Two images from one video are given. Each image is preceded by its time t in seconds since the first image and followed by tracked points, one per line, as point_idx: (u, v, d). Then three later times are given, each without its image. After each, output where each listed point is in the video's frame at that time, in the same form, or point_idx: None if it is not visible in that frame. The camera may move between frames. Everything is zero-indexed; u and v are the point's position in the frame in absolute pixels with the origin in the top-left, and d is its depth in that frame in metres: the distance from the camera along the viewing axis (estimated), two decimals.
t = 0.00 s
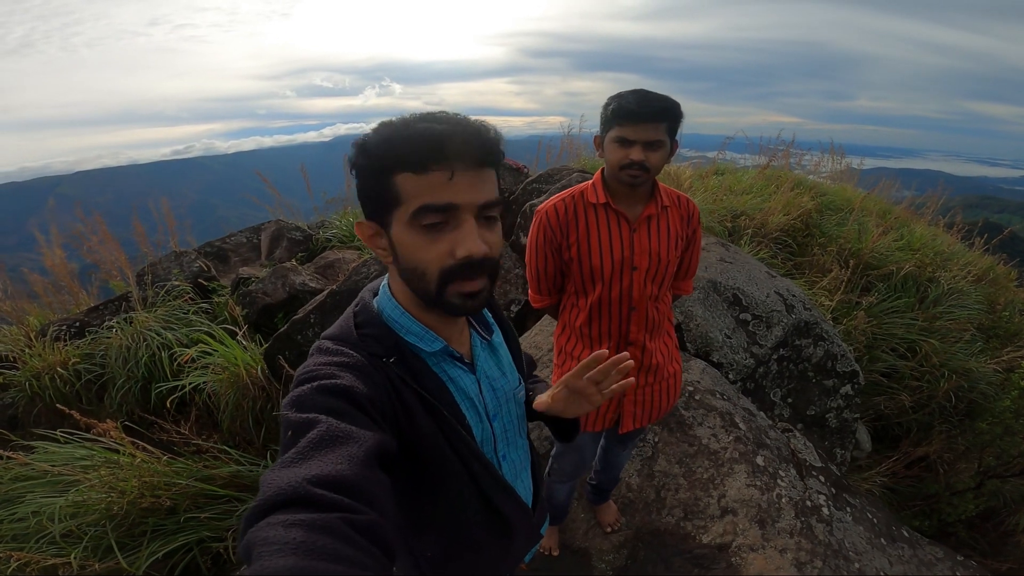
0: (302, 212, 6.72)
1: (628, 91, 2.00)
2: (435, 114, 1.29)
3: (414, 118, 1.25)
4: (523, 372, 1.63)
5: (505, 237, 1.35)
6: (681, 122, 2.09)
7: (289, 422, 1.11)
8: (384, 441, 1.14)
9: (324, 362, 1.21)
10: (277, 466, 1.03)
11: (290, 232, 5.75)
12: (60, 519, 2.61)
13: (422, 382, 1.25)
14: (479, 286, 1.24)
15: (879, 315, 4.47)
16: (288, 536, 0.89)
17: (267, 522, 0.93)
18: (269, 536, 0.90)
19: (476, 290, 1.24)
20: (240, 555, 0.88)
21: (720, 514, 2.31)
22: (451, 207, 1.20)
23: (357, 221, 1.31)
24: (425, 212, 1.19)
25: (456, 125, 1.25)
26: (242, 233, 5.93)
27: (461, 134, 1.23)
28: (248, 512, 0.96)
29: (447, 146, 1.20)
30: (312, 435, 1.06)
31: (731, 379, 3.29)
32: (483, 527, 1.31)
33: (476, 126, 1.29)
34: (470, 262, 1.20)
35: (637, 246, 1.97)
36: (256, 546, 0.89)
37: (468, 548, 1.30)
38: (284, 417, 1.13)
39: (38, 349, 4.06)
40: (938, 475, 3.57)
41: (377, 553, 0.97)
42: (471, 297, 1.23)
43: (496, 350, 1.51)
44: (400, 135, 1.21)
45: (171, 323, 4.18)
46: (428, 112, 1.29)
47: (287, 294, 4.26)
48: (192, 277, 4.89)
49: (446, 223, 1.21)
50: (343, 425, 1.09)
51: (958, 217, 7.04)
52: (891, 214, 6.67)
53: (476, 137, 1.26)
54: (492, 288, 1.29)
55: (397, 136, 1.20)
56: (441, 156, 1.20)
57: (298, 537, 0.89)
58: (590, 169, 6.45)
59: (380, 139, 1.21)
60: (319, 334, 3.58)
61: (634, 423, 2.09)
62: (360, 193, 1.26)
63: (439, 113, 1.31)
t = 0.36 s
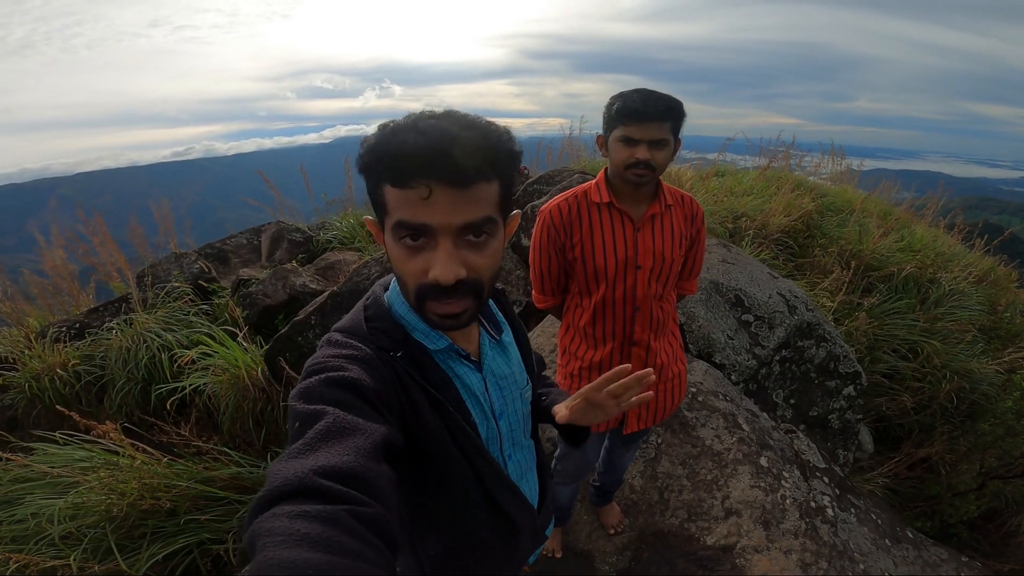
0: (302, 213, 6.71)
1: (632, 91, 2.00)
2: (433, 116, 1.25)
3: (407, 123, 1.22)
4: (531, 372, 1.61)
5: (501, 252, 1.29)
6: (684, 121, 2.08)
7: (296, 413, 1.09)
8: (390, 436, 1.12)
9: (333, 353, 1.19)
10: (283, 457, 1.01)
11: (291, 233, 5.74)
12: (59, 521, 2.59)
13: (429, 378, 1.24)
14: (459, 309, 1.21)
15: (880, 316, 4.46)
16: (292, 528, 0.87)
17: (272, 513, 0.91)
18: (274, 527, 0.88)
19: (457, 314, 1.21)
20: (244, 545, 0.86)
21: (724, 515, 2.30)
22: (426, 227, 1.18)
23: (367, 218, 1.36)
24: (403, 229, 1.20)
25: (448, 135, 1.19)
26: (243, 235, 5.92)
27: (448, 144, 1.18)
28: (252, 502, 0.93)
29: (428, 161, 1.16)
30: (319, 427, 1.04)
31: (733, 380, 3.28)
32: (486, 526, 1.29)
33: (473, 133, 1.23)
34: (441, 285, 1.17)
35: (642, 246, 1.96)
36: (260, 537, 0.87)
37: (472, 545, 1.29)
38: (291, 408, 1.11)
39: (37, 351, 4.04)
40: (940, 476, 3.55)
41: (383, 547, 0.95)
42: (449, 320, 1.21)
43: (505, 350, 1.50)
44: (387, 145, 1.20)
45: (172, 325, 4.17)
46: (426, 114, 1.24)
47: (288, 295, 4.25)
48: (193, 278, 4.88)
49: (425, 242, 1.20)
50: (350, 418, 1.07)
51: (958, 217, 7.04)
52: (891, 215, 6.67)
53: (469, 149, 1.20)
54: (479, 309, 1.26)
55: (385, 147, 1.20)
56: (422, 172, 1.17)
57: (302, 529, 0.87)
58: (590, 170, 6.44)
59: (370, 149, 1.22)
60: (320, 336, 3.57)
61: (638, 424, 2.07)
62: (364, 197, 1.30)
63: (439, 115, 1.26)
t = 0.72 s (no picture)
0: (303, 215, 6.71)
1: (634, 95, 1.99)
2: (454, 135, 1.16)
3: (425, 150, 1.13)
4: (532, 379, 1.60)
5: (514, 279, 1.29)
6: (686, 125, 2.07)
7: (294, 425, 1.08)
8: (390, 447, 1.11)
9: (332, 363, 1.18)
10: (280, 471, 1.00)
11: (292, 236, 5.73)
12: (58, 524, 2.58)
13: (429, 387, 1.23)
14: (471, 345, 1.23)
15: (883, 318, 4.44)
16: (290, 543, 0.87)
17: (269, 528, 0.90)
18: (271, 543, 0.87)
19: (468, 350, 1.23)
20: (241, 562, 0.85)
21: (726, 521, 2.28)
22: (443, 265, 1.17)
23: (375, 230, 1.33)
24: (419, 265, 1.18)
25: (471, 169, 1.13)
26: (244, 237, 5.92)
27: (469, 179, 1.12)
28: (248, 516, 0.92)
29: (450, 201, 1.12)
30: (316, 440, 1.03)
31: (735, 384, 3.26)
32: (486, 536, 1.28)
33: (495, 165, 1.16)
34: (457, 325, 1.18)
35: (644, 250, 1.95)
36: (257, 553, 0.86)
37: (472, 556, 1.28)
38: (289, 420, 1.10)
39: (38, 353, 4.04)
40: (943, 478, 3.54)
41: (382, 562, 0.94)
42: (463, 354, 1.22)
43: (506, 358, 1.48)
44: (406, 174, 1.13)
45: (173, 327, 4.17)
46: (445, 135, 1.15)
47: (289, 298, 4.24)
48: (194, 281, 4.87)
49: (442, 279, 1.18)
50: (349, 430, 1.06)
51: (960, 219, 7.01)
52: (893, 217, 6.65)
53: (492, 186, 1.15)
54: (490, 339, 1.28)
55: (404, 175, 1.13)
56: (442, 211, 1.13)
57: (300, 544, 0.86)
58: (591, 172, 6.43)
59: (387, 174, 1.15)
60: (321, 339, 3.56)
61: (640, 430, 2.06)
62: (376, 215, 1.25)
63: (459, 134, 1.17)
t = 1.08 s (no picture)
0: (307, 215, 6.73)
1: (630, 89, 1.99)
2: (435, 108, 1.27)
3: (410, 113, 1.24)
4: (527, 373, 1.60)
5: (500, 239, 1.29)
6: (682, 120, 2.07)
7: (284, 414, 1.08)
8: (378, 436, 1.11)
9: (323, 351, 1.18)
10: (269, 459, 1.00)
11: (295, 236, 5.75)
12: (59, 520, 2.60)
13: (420, 377, 1.22)
14: (457, 288, 1.19)
15: (887, 319, 4.41)
16: (276, 532, 0.86)
17: (256, 517, 0.90)
18: (258, 531, 0.87)
19: (455, 293, 1.19)
20: (227, 550, 0.85)
21: (725, 520, 2.27)
22: (427, 205, 1.18)
23: (363, 211, 1.36)
24: (402, 210, 1.19)
25: (451, 123, 1.21)
26: (248, 237, 5.94)
27: (450, 129, 1.20)
28: (235, 504, 0.92)
29: (430, 143, 1.18)
30: (305, 429, 1.03)
31: (737, 384, 3.25)
32: (476, 526, 1.28)
33: (474, 123, 1.24)
34: (440, 264, 1.16)
35: (640, 244, 1.95)
36: (243, 541, 0.86)
37: (461, 546, 1.29)
38: (279, 409, 1.10)
39: (42, 351, 4.06)
40: (948, 480, 3.56)
41: (369, 552, 0.94)
42: (447, 301, 1.19)
43: (501, 348, 1.49)
44: (389, 131, 1.21)
45: (176, 326, 4.18)
46: (429, 107, 1.27)
47: (291, 297, 4.25)
48: (197, 279, 4.89)
49: (424, 223, 1.19)
50: (337, 419, 1.06)
51: (966, 221, 6.98)
52: (898, 218, 6.61)
53: (471, 137, 1.22)
54: (477, 291, 1.24)
55: (387, 132, 1.21)
56: (423, 153, 1.18)
57: (286, 533, 0.86)
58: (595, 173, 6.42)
59: (372, 135, 1.23)
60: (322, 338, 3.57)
61: (637, 425, 2.06)
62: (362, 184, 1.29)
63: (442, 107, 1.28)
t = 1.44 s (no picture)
0: (311, 216, 6.75)
1: (632, 88, 1.99)
2: (444, 105, 1.28)
3: (418, 109, 1.25)
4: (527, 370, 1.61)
5: (506, 234, 1.31)
6: (684, 119, 2.07)
7: (287, 409, 1.08)
8: (380, 432, 1.11)
9: (326, 347, 1.19)
10: (272, 454, 1.00)
11: (299, 236, 5.77)
12: (62, 518, 2.61)
13: (422, 374, 1.23)
14: (467, 283, 1.21)
15: (891, 320, 4.40)
16: (280, 527, 0.87)
17: (258, 512, 0.91)
18: (261, 525, 0.88)
19: (464, 287, 1.21)
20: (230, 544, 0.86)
21: (726, 519, 2.27)
22: (439, 200, 1.18)
23: (364, 207, 1.34)
24: (413, 205, 1.18)
25: (463, 121, 1.23)
26: (252, 237, 5.97)
27: (461, 126, 1.21)
28: (239, 499, 0.93)
29: (443, 140, 1.19)
30: (308, 424, 1.03)
31: (739, 384, 3.25)
32: (475, 523, 1.29)
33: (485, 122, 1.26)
34: (453, 258, 1.17)
35: (642, 242, 1.95)
36: (246, 535, 0.87)
37: (460, 543, 1.30)
38: (282, 404, 1.10)
39: (47, 350, 4.09)
40: (952, 481, 3.56)
41: (371, 547, 0.95)
42: (457, 294, 1.20)
43: (502, 345, 1.49)
44: (402, 126, 1.21)
45: (180, 325, 4.21)
46: (436, 104, 1.28)
47: (295, 297, 4.27)
48: (201, 279, 4.91)
49: (436, 217, 1.19)
50: (341, 415, 1.07)
51: (972, 222, 6.95)
52: (903, 219, 6.60)
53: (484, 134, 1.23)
54: (486, 285, 1.25)
55: (399, 128, 1.21)
56: (435, 148, 1.18)
57: (290, 528, 0.87)
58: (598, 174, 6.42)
59: (382, 130, 1.22)
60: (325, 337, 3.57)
61: (638, 424, 2.06)
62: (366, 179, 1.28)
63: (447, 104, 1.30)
